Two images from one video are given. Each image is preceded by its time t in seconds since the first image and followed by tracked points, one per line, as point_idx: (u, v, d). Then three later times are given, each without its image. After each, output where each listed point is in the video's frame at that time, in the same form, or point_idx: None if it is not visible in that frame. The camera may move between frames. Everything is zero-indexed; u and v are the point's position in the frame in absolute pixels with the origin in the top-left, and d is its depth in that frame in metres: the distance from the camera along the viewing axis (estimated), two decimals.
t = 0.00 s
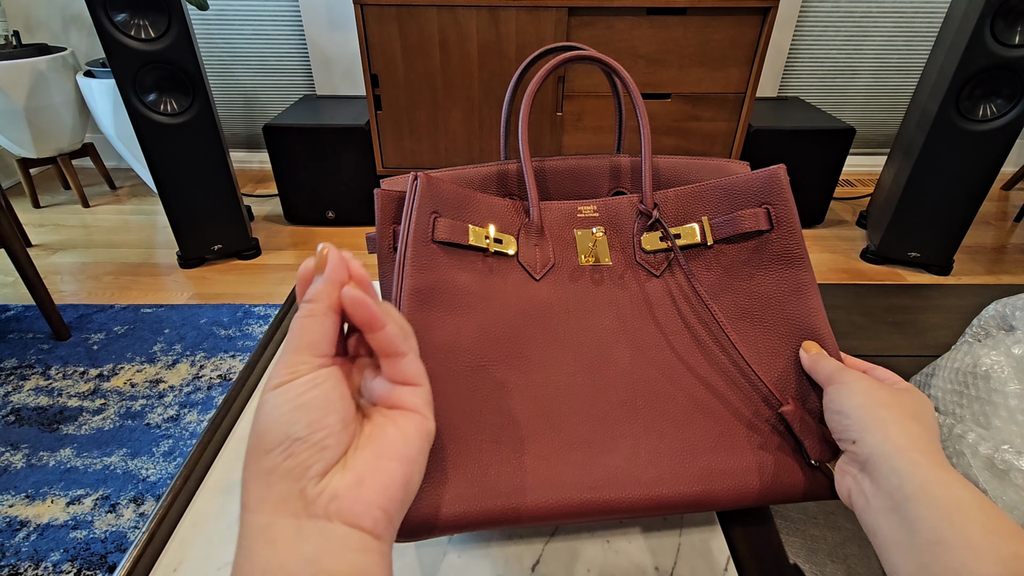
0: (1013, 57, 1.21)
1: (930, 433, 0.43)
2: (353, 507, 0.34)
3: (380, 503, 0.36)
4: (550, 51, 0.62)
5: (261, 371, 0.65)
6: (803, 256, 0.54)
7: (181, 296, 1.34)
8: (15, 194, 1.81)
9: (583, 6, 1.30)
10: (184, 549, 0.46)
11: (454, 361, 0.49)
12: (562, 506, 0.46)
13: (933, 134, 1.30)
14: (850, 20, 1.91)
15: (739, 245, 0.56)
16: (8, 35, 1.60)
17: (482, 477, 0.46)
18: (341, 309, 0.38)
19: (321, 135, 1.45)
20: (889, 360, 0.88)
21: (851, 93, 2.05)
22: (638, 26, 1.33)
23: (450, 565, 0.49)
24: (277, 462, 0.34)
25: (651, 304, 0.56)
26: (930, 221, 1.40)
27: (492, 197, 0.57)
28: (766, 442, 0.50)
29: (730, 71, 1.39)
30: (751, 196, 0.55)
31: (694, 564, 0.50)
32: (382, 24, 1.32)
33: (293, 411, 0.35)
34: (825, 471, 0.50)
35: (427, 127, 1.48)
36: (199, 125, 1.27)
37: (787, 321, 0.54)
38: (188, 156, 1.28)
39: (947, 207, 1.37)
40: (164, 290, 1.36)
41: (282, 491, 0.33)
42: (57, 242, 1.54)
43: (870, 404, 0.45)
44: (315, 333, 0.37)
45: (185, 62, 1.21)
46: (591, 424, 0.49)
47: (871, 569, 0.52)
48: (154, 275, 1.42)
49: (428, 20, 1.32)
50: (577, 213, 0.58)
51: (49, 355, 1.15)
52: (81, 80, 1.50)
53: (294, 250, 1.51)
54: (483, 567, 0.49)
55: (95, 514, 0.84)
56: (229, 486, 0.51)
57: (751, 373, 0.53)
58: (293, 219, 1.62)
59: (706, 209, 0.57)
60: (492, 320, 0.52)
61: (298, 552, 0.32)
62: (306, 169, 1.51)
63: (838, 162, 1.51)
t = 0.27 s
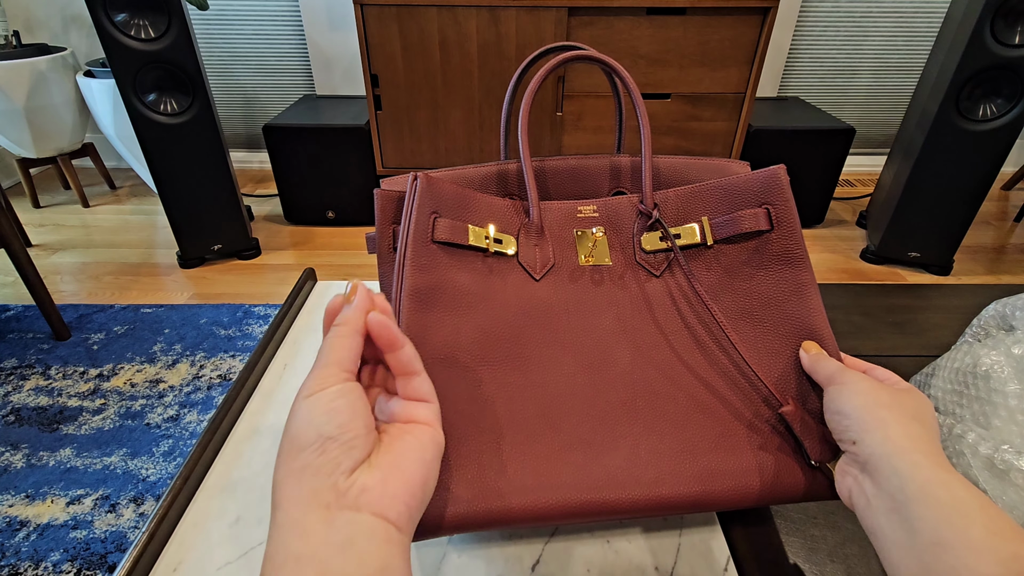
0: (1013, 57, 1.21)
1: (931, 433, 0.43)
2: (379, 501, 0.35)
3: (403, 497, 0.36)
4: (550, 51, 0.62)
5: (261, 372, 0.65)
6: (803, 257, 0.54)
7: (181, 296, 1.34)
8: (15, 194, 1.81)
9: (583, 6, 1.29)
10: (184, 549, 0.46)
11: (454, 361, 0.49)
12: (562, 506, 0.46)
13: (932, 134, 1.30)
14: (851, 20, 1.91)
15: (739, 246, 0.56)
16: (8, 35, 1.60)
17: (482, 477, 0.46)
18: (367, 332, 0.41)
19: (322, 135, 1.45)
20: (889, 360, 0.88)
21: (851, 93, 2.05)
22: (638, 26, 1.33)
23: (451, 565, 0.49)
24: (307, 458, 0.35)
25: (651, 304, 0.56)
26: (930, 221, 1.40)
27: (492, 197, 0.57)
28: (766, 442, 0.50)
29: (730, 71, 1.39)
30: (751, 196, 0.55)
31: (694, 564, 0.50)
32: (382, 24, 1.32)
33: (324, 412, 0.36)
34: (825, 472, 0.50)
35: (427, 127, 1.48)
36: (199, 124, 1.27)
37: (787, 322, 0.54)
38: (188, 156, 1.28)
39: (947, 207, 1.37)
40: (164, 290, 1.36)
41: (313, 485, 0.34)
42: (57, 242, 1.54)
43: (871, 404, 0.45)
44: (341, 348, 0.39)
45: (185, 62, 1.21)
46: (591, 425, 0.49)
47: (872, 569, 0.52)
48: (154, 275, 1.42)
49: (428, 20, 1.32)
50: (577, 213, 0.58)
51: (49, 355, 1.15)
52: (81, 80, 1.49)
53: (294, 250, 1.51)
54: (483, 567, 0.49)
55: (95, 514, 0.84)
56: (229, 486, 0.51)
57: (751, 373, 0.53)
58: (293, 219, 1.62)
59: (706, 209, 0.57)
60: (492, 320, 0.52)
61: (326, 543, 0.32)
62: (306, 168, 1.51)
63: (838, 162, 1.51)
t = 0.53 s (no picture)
0: (1012, 57, 1.21)
1: (931, 433, 0.43)
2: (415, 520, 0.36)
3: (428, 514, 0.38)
4: (550, 51, 0.62)
5: (261, 372, 0.65)
6: (804, 256, 0.54)
7: (181, 296, 1.34)
8: (15, 194, 1.81)
9: (583, 6, 1.29)
10: (184, 549, 0.46)
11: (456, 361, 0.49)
12: (562, 506, 0.46)
13: (933, 134, 1.30)
14: (850, 20, 1.91)
15: (739, 246, 0.56)
16: (8, 36, 1.60)
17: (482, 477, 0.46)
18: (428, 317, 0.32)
19: (322, 135, 1.45)
20: (889, 360, 0.88)
21: (852, 93, 2.05)
22: (638, 26, 1.33)
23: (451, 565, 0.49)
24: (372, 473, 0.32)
25: (651, 304, 0.56)
26: (930, 220, 1.40)
27: (492, 197, 0.57)
28: (766, 442, 0.50)
29: (730, 71, 1.39)
30: (751, 196, 0.55)
31: (694, 564, 0.50)
32: (382, 24, 1.32)
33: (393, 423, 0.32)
34: (825, 472, 0.50)
35: (427, 127, 1.48)
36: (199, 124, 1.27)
37: (787, 322, 0.54)
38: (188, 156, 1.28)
39: (947, 207, 1.37)
40: (164, 289, 1.36)
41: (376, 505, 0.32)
42: (57, 242, 1.54)
43: (871, 405, 0.45)
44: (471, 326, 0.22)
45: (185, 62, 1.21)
46: (591, 425, 0.49)
47: (871, 569, 0.52)
48: (154, 275, 1.42)
49: (428, 20, 1.32)
50: (577, 214, 0.58)
51: (49, 355, 1.15)
52: (81, 80, 1.49)
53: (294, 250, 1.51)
54: (483, 567, 0.49)
55: (95, 514, 0.84)
56: (229, 486, 0.51)
57: (751, 373, 0.53)
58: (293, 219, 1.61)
59: (706, 209, 0.57)
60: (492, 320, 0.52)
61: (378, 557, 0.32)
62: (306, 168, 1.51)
63: (837, 162, 1.51)
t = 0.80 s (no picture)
0: (1012, 57, 1.21)
1: (932, 434, 0.43)
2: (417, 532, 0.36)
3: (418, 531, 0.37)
4: (550, 51, 0.62)
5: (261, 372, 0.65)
6: (804, 257, 0.54)
7: (181, 296, 1.34)
8: (15, 194, 1.81)
9: (583, 6, 1.29)
10: (184, 550, 0.46)
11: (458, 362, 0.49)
12: (562, 506, 0.46)
13: (933, 134, 1.30)
14: (850, 20, 1.91)
15: (739, 246, 0.56)
16: (8, 35, 1.60)
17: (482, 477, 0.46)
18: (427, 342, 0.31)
19: (322, 135, 1.45)
20: (889, 360, 0.88)
21: (852, 93, 2.05)
22: (638, 26, 1.33)
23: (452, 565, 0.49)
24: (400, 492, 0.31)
25: (651, 305, 0.56)
26: (930, 221, 1.40)
27: (492, 197, 0.57)
28: (766, 443, 0.50)
29: (730, 71, 1.39)
30: (752, 197, 0.55)
31: (694, 564, 0.50)
32: (382, 24, 1.32)
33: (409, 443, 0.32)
34: (826, 473, 0.50)
35: (427, 126, 1.48)
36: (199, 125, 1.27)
37: (787, 322, 0.54)
38: (188, 156, 1.28)
39: (947, 207, 1.37)
40: (164, 290, 1.36)
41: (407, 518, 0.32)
42: (57, 242, 1.54)
43: (872, 406, 0.45)
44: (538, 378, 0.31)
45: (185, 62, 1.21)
46: (591, 426, 0.49)
47: (871, 569, 0.52)
48: (154, 275, 1.42)
49: (428, 20, 1.32)
50: (578, 214, 0.58)
51: (49, 355, 1.15)
52: (81, 80, 1.49)
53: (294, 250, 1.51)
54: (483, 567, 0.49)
55: (95, 514, 0.84)
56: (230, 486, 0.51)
57: (751, 374, 0.53)
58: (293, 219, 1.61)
59: (707, 210, 0.57)
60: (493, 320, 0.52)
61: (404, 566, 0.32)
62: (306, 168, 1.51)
63: (837, 162, 1.50)
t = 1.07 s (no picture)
0: (1013, 57, 1.21)
1: (935, 432, 0.43)
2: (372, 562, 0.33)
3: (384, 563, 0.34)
4: (551, 51, 0.62)
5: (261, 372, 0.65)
6: (803, 257, 0.54)
7: (180, 296, 1.34)
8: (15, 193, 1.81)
9: (583, 6, 1.29)
10: (184, 549, 0.46)
11: (457, 361, 0.49)
12: (562, 505, 0.46)
13: (932, 134, 1.30)
14: (850, 20, 1.91)
15: (739, 246, 0.56)
16: (8, 36, 1.60)
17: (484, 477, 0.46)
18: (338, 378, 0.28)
19: (321, 135, 1.45)
20: (889, 360, 0.88)
21: (852, 93, 2.05)
22: (638, 26, 1.33)
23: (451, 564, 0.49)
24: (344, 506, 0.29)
25: (651, 304, 0.56)
26: (930, 220, 1.40)
27: (492, 197, 0.56)
28: (766, 441, 0.50)
29: (730, 71, 1.39)
30: (751, 196, 0.55)
31: (694, 564, 0.50)
32: (382, 24, 1.32)
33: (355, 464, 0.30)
34: (826, 471, 0.50)
35: (427, 126, 1.48)
36: (199, 125, 1.27)
37: (787, 321, 0.54)
38: (188, 156, 1.28)
39: (947, 207, 1.37)
40: (164, 290, 1.36)
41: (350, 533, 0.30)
42: (57, 242, 1.54)
43: (874, 404, 0.45)
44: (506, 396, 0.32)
45: (184, 62, 1.21)
46: (591, 424, 0.49)
47: (871, 569, 0.52)
48: (154, 275, 1.42)
49: (428, 20, 1.32)
50: (577, 213, 0.58)
51: (49, 355, 1.15)
52: (81, 80, 1.50)
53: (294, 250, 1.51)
54: (483, 566, 0.49)
55: (95, 514, 0.84)
56: (230, 486, 0.51)
57: (751, 372, 0.53)
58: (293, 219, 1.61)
59: (707, 209, 0.57)
60: (493, 319, 0.52)
61: None
62: (306, 168, 1.51)
63: (838, 161, 1.51)
